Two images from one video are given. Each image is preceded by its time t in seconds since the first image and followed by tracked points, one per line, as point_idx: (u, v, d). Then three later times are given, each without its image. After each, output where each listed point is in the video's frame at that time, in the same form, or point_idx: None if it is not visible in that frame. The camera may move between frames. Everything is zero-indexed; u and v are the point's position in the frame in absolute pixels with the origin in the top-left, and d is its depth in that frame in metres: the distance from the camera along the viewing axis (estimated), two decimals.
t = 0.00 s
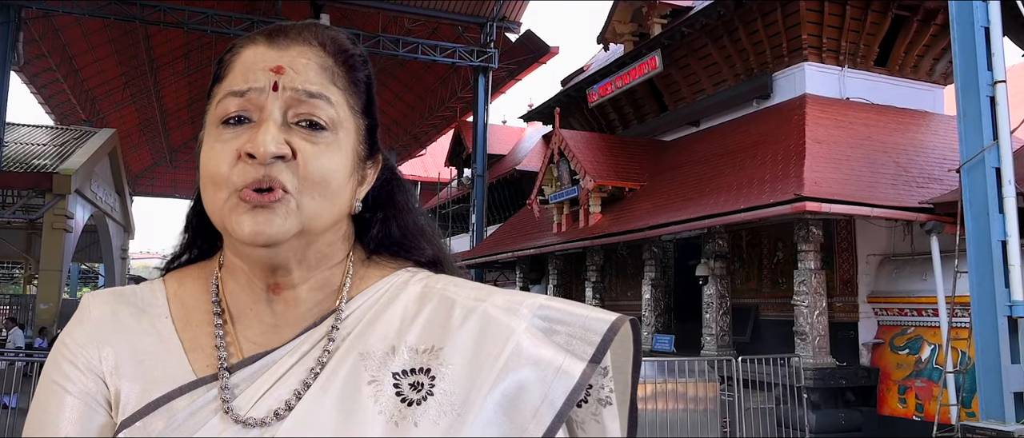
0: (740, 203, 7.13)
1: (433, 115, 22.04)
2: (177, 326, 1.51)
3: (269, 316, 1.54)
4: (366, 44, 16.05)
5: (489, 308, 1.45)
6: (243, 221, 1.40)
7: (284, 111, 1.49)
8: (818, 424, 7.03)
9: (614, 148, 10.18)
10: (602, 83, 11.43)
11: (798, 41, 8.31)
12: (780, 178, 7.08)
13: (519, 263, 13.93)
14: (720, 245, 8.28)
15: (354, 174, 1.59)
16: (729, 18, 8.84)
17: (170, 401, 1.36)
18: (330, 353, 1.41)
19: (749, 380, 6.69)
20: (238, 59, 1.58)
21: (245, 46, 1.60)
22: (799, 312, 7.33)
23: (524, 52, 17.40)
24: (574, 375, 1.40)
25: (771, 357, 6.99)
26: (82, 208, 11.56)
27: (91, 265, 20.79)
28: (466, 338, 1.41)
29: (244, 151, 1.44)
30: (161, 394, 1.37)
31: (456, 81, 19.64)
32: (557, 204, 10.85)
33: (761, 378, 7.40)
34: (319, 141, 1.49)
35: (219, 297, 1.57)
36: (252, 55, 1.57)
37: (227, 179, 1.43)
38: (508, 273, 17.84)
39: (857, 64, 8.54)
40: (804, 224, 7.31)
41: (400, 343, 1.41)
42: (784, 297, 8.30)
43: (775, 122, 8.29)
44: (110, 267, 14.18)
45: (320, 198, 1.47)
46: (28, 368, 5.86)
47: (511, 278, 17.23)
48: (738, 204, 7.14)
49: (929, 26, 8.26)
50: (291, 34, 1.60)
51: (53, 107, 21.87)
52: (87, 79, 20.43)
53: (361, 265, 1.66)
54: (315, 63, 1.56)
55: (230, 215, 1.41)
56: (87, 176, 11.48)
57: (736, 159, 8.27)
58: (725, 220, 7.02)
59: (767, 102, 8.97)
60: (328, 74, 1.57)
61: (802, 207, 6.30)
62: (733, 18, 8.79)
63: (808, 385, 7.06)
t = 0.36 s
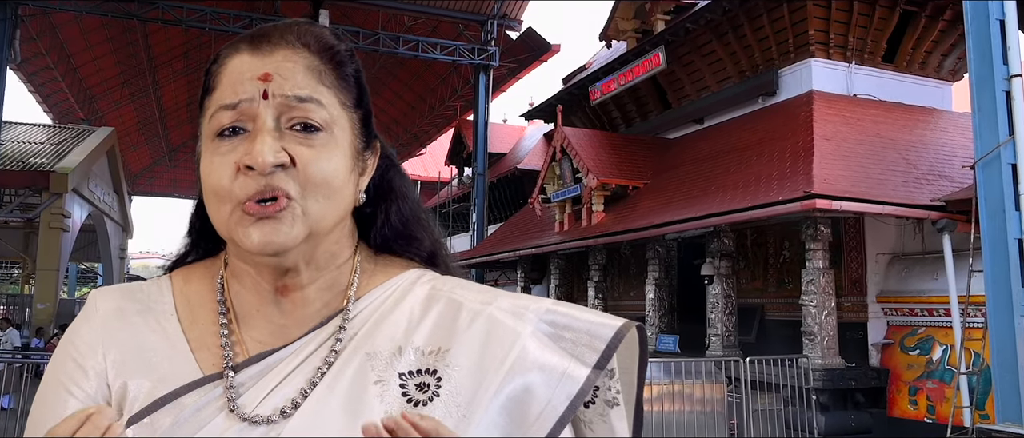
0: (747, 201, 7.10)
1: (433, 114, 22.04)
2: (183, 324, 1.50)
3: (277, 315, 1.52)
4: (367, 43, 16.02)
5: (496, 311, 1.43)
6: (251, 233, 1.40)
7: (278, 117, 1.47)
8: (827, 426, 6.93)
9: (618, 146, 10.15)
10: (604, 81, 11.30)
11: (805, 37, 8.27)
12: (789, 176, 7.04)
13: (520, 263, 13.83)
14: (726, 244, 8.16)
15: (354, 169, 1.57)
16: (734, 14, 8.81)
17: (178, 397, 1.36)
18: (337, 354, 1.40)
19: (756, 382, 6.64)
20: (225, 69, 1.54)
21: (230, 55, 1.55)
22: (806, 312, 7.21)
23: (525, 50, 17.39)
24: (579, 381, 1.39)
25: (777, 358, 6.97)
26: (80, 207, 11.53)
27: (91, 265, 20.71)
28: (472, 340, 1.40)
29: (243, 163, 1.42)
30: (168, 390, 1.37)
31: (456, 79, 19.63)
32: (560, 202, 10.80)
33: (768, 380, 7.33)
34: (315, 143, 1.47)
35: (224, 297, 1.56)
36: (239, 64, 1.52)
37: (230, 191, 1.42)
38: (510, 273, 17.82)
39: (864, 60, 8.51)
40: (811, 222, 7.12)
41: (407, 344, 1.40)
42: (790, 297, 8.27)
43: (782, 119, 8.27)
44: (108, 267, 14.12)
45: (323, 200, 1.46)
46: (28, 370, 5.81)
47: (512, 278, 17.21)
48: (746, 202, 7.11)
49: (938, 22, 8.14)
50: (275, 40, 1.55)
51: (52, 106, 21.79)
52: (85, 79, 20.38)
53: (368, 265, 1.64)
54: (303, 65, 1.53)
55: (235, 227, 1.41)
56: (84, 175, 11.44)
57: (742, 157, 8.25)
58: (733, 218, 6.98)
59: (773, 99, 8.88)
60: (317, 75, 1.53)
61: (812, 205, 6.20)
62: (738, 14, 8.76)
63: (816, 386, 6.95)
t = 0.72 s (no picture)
0: (756, 198, 7.07)
1: (433, 113, 22.03)
2: (191, 321, 1.53)
3: (286, 313, 1.56)
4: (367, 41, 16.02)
5: (505, 312, 1.49)
6: (241, 247, 1.43)
7: (254, 132, 1.46)
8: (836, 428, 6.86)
9: (621, 143, 10.17)
10: (607, 77, 11.28)
11: (812, 32, 8.22)
12: (797, 173, 7.01)
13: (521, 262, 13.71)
14: (732, 243, 8.11)
15: (345, 171, 1.55)
16: (739, 10, 8.76)
17: (182, 392, 1.40)
18: (346, 353, 1.44)
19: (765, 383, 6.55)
20: (207, 85, 1.53)
21: (211, 70, 1.54)
22: (815, 312, 7.09)
23: (526, 48, 17.36)
24: (587, 382, 1.44)
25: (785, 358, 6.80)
26: (77, 207, 11.50)
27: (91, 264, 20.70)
28: (482, 340, 1.45)
29: (224, 181, 1.43)
30: (177, 383, 1.40)
31: (456, 77, 19.62)
32: (562, 201, 10.86)
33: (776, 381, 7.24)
34: (295, 155, 1.45)
35: (232, 296, 1.59)
36: (218, 80, 1.51)
37: (215, 205, 1.44)
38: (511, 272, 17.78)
39: (871, 56, 8.47)
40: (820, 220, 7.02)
41: (416, 342, 1.45)
42: (797, 297, 8.24)
43: (788, 115, 8.24)
44: (108, 267, 14.07)
45: (314, 208, 1.46)
46: (32, 370, 5.80)
47: (513, 277, 17.18)
48: (755, 199, 7.07)
49: (946, 17, 8.13)
50: (250, 52, 1.52)
51: (51, 105, 21.74)
52: (84, 77, 20.33)
53: (377, 267, 1.68)
54: (279, 74, 1.49)
55: (225, 242, 1.44)
56: (81, 173, 11.41)
57: (749, 153, 8.22)
58: (743, 216, 6.92)
59: (778, 96, 8.92)
60: (293, 84, 1.49)
61: (822, 202, 6.17)
62: (743, 9, 8.71)
63: (825, 388, 6.86)
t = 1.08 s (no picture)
0: (763, 195, 7.02)
1: (433, 112, 22.03)
2: (193, 319, 1.52)
3: (288, 313, 1.56)
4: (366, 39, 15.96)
5: (505, 311, 1.48)
6: (232, 264, 1.43)
7: (254, 154, 1.42)
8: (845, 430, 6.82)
9: (623, 141, 10.14)
10: (609, 75, 11.34)
11: (818, 28, 8.20)
12: (805, 170, 6.96)
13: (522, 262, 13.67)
14: (737, 242, 8.04)
15: (343, 197, 1.51)
16: (745, 5, 8.74)
17: (183, 387, 1.38)
18: (346, 349, 1.44)
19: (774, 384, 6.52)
20: (218, 91, 1.50)
21: (225, 77, 1.51)
22: (824, 312, 7.05)
23: (527, 46, 17.35)
24: (586, 382, 1.43)
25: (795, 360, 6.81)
26: (73, 206, 11.44)
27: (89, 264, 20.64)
28: (481, 337, 1.44)
29: (219, 195, 1.41)
30: (177, 379, 1.39)
31: (456, 76, 19.62)
32: (564, 199, 10.85)
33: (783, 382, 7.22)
34: (293, 182, 1.41)
35: (234, 296, 1.58)
36: (228, 91, 1.48)
37: (212, 213, 1.43)
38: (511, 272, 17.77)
39: (879, 52, 8.44)
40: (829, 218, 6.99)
41: (417, 339, 1.44)
42: (803, 297, 8.20)
43: (796, 111, 8.20)
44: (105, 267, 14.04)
45: (300, 236, 1.44)
46: (25, 371, 5.74)
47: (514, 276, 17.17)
48: (762, 196, 7.02)
49: (955, 12, 8.05)
50: (263, 68, 1.47)
51: (48, 104, 21.67)
52: (82, 76, 20.32)
53: (377, 271, 1.69)
54: (285, 101, 1.44)
55: (222, 259, 1.45)
56: (77, 172, 11.35)
57: (755, 150, 8.19)
58: (750, 213, 6.86)
59: (784, 93, 8.87)
60: (298, 110, 1.44)
61: (833, 199, 6.12)
62: (749, 5, 8.69)
63: (834, 389, 6.81)
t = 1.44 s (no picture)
0: (772, 194, 6.91)
1: (433, 110, 22.02)
2: (190, 316, 1.51)
3: (286, 313, 1.54)
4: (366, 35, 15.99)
5: (503, 309, 1.46)
6: (227, 250, 1.41)
7: (263, 144, 1.42)
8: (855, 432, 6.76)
9: (626, 138, 10.08)
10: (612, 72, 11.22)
11: (826, 23, 8.17)
12: (814, 167, 6.90)
13: (523, 261, 13.63)
14: (743, 241, 7.98)
15: (347, 197, 1.50)
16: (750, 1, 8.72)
17: (181, 390, 1.38)
18: (343, 350, 1.43)
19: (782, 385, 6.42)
20: (231, 82, 1.51)
21: (240, 68, 1.51)
22: (831, 312, 6.97)
23: (528, 44, 17.34)
24: (584, 378, 1.40)
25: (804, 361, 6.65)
26: (69, 204, 11.39)
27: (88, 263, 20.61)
28: (479, 337, 1.43)
29: (223, 184, 1.41)
30: (176, 383, 1.38)
31: (457, 74, 19.61)
32: (566, 198, 10.84)
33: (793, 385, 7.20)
34: (298, 174, 1.42)
35: (233, 294, 1.57)
36: (242, 81, 1.48)
37: (213, 201, 1.43)
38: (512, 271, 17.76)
39: (887, 48, 8.41)
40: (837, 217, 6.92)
41: (415, 339, 1.43)
42: (809, 296, 8.17)
43: (803, 106, 8.14)
44: (102, 267, 13.97)
45: (302, 226, 1.43)
46: (23, 372, 5.69)
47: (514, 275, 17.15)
48: (771, 195, 6.91)
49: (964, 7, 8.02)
50: (278, 63, 1.47)
51: (45, 103, 21.62)
52: (80, 74, 20.27)
53: (375, 272, 1.67)
54: (298, 95, 1.45)
55: (218, 244, 1.43)
56: (74, 170, 11.28)
57: (761, 147, 8.12)
58: (759, 212, 6.76)
59: (790, 89, 8.85)
60: (310, 105, 1.45)
61: (843, 196, 6.11)
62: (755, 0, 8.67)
63: (844, 391, 6.76)
